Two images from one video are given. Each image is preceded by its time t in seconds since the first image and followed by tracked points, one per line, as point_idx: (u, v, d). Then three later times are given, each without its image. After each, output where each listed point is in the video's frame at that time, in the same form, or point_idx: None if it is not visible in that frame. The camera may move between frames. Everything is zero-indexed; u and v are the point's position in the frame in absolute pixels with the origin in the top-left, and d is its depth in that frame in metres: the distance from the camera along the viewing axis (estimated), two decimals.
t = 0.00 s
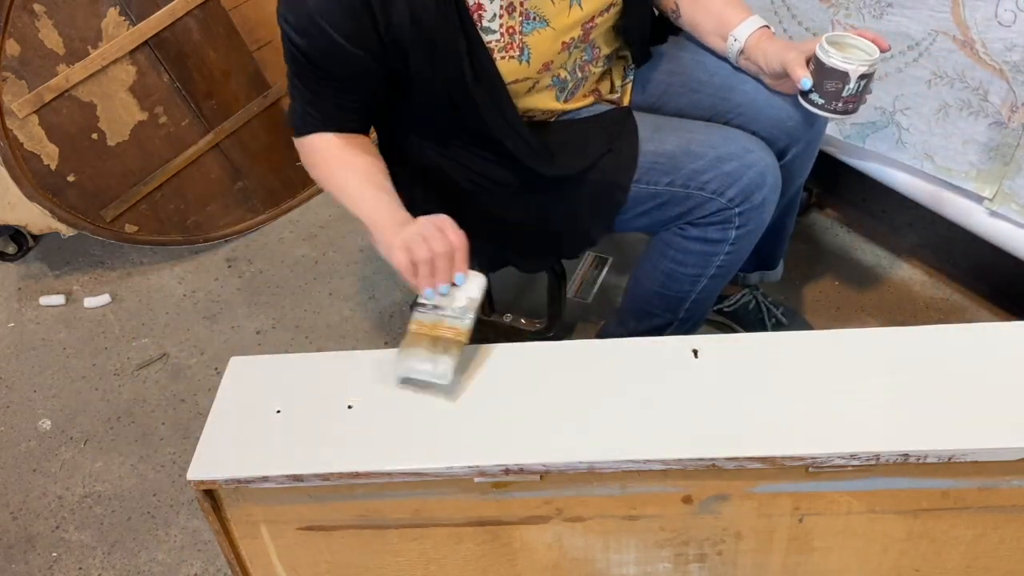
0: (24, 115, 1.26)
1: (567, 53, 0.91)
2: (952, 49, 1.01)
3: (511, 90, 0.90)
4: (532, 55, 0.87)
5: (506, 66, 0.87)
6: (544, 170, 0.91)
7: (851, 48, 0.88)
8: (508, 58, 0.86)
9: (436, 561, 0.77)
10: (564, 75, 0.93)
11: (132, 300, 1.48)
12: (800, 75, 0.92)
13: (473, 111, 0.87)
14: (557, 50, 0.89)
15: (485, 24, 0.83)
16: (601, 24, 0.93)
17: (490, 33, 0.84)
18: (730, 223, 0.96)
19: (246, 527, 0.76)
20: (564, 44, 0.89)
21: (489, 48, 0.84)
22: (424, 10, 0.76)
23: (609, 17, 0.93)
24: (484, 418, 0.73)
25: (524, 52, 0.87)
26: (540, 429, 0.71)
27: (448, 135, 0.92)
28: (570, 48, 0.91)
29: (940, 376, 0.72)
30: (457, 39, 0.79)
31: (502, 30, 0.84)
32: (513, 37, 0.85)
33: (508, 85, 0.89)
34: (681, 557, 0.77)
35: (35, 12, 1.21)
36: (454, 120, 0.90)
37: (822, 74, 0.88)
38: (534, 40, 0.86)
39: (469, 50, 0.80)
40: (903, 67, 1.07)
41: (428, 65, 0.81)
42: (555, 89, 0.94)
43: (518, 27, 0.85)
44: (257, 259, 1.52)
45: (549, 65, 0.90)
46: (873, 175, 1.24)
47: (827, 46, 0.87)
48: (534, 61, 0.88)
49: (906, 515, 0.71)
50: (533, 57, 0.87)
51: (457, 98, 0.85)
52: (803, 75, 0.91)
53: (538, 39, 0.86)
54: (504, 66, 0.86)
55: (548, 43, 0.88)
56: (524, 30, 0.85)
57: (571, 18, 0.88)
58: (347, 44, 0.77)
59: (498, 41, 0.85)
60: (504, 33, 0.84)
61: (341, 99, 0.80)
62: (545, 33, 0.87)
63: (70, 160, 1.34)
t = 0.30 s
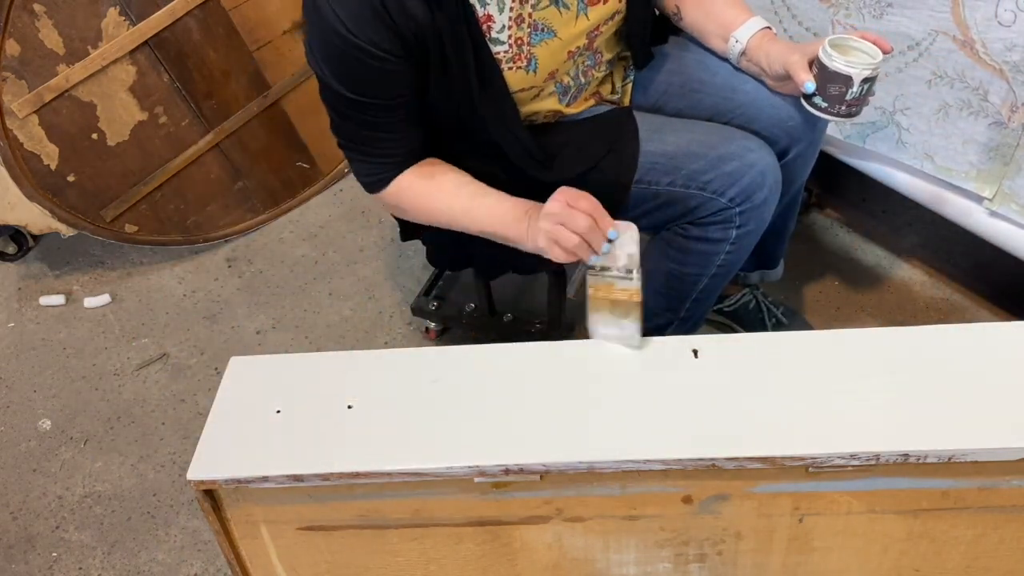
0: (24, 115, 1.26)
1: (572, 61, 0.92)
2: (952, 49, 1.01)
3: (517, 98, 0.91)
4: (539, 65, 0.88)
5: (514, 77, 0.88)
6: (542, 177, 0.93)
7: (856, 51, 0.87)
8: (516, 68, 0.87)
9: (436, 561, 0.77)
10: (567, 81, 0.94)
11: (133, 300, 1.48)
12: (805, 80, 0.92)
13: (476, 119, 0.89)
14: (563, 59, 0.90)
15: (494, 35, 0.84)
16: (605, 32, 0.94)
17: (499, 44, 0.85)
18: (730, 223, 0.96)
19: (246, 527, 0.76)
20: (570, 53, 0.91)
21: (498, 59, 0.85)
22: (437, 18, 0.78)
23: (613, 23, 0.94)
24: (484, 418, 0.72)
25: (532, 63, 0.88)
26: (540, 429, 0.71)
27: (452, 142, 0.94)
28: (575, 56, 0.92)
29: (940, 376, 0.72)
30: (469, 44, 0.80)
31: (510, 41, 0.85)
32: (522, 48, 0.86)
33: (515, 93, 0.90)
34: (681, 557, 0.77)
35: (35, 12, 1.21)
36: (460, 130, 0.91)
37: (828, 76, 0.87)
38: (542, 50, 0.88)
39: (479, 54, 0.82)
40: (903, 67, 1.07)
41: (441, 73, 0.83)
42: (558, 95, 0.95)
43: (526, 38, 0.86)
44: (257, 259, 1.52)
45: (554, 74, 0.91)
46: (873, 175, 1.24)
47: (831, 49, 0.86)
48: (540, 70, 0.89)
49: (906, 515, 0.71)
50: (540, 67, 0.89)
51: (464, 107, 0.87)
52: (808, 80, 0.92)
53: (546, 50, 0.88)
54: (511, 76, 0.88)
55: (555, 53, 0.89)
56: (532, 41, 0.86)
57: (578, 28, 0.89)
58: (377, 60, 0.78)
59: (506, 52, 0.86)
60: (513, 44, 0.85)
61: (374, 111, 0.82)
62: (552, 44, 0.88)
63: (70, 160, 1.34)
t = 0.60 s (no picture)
0: (24, 115, 1.26)
1: (578, 68, 0.91)
2: (952, 49, 1.01)
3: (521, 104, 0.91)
4: (545, 70, 0.88)
5: (519, 82, 0.87)
6: (544, 181, 0.92)
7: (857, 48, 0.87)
8: (522, 73, 0.87)
9: (436, 561, 0.77)
10: (573, 88, 0.93)
11: (133, 300, 1.48)
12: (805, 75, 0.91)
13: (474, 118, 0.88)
14: (569, 66, 0.90)
15: (500, 39, 0.84)
16: (612, 39, 0.94)
17: (504, 49, 0.85)
18: (730, 224, 0.96)
19: (246, 527, 0.76)
20: (576, 60, 0.90)
21: (503, 63, 0.85)
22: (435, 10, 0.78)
23: (620, 31, 0.94)
24: (484, 418, 0.73)
25: (538, 68, 0.87)
26: (541, 428, 0.71)
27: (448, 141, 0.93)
28: (581, 63, 0.91)
29: (940, 376, 0.72)
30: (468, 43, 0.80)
31: (516, 45, 0.85)
32: (528, 53, 0.86)
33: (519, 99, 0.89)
34: (681, 557, 0.77)
35: (35, 12, 1.21)
36: (461, 131, 0.91)
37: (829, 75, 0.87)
38: (548, 56, 0.87)
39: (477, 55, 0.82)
40: (903, 67, 1.07)
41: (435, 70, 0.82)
42: (564, 102, 0.94)
43: (533, 43, 0.86)
44: (257, 259, 1.52)
45: (560, 81, 0.90)
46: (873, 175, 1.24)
47: (832, 47, 0.86)
48: (546, 75, 0.88)
49: (906, 515, 0.71)
50: (546, 72, 0.88)
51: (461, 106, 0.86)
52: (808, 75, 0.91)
53: (552, 55, 0.87)
54: (518, 81, 0.87)
55: (561, 59, 0.88)
56: (539, 46, 0.86)
57: (585, 34, 0.89)
58: (358, 45, 0.78)
59: (513, 57, 0.85)
60: (519, 49, 0.85)
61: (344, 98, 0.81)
62: (559, 49, 0.87)
63: (70, 160, 1.34)
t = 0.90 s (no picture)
0: (24, 115, 1.26)
1: (581, 71, 0.92)
2: (952, 49, 1.01)
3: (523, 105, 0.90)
4: (549, 72, 0.88)
5: (522, 82, 0.87)
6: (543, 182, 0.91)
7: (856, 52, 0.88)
8: (525, 75, 0.87)
9: (436, 561, 0.77)
10: (576, 91, 0.94)
11: (133, 300, 1.48)
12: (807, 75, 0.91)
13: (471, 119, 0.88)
14: (573, 69, 0.90)
15: (506, 40, 0.84)
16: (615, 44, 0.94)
17: (509, 49, 0.85)
18: (730, 226, 0.96)
19: (246, 527, 0.76)
20: (580, 63, 0.90)
21: (508, 64, 0.85)
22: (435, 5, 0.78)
23: (623, 35, 0.94)
24: (484, 418, 0.73)
25: (541, 69, 0.87)
26: (541, 428, 0.71)
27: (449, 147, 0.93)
28: (585, 66, 0.92)
29: (940, 376, 0.72)
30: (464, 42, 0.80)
31: (521, 46, 0.85)
32: (532, 54, 0.86)
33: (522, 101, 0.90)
34: (681, 557, 0.77)
35: (35, 13, 1.21)
36: (463, 131, 0.91)
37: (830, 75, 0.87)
38: (553, 58, 0.87)
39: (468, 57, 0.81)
40: (903, 67, 1.07)
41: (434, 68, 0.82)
42: (565, 106, 0.94)
43: (537, 45, 0.86)
44: (257, 260, 1.52)
45: (563, 83, 0.91)
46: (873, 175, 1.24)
47: (833, 46, 0.87)
48: (550, 77, 0.88)
49: (906, 515, 0.71)
50: (550, 74, 0.88)
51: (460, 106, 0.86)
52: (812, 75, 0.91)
53: (556, 58, 0.87)
54: (520, 82, 0.87)
55: (566, 61, 0.88)
56: (543, 48, 0.86)
57: (590, 38, 0.89)
58: (360, 42, 0.78)
59: (517, 57, 0.85)
60: (524, 50, 0.85)
61: (344, 92, 0.81)
62: (564, 52, 0.88)
63: (70, 160, 1.34)
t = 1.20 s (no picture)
0: (24, 115, 1.26)
1: (524, 54, 0.91)
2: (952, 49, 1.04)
3: (458, 80, 0.90)
4: (479, 43, 0.88)
5: (449, 49, 0.88)
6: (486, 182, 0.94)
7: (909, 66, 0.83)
8: (453, 40, 0.87)
9: (436, 561, 0.77)
10: (525, 79, 0.93)
11: (133, 300, 1.48)
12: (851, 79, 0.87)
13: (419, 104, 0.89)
14: (508, 48, 0.89)
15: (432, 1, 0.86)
16: (573, 34, 0.94)
17: (436, 11, 0.87)
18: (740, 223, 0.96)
19: (245, 527, 0.76)
20: (519, 42, 0.90)
21: (433, 24, 0.87)
22: None
23: (578, 23, 0.93)
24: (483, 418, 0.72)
25: (470, 38, 0.88)
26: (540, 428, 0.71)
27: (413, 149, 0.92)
28: (529, 49, 0.91)
29: (942, 377, 0.72)
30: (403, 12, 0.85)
31: (448, 9, 0.87)
32: (460, 19, 0.87)
33: (455, 74, 0.90)
34: (681, 557, 0.77)
35: (35, 12, 1.21)
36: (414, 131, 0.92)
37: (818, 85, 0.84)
38: (481, 27, 0.87)
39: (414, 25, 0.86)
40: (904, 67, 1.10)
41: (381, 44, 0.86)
42: (518, 92, 0.94)
43: (466, 10, 0.87)
44: (257, 260, 1.52)
45: (501, 62, 0.90)
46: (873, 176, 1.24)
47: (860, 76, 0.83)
48: (480, 50, 0.88)
49: (906, 515, 0.71)
50: (479, 45, 0.88)
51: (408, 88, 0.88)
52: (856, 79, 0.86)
53: (486, 27, 0.87)
54: (447, 48, 0.88)
55: (500, 35, 0.88)
56: (472, 14, 0.87)
57: (526, 17, 0.89)
58: None
59: (443, 20, 0.87)
60: (450, 13, 0.87)
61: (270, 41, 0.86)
62: (496, 23, 0.88)
63: (70, 160, 1.34)
